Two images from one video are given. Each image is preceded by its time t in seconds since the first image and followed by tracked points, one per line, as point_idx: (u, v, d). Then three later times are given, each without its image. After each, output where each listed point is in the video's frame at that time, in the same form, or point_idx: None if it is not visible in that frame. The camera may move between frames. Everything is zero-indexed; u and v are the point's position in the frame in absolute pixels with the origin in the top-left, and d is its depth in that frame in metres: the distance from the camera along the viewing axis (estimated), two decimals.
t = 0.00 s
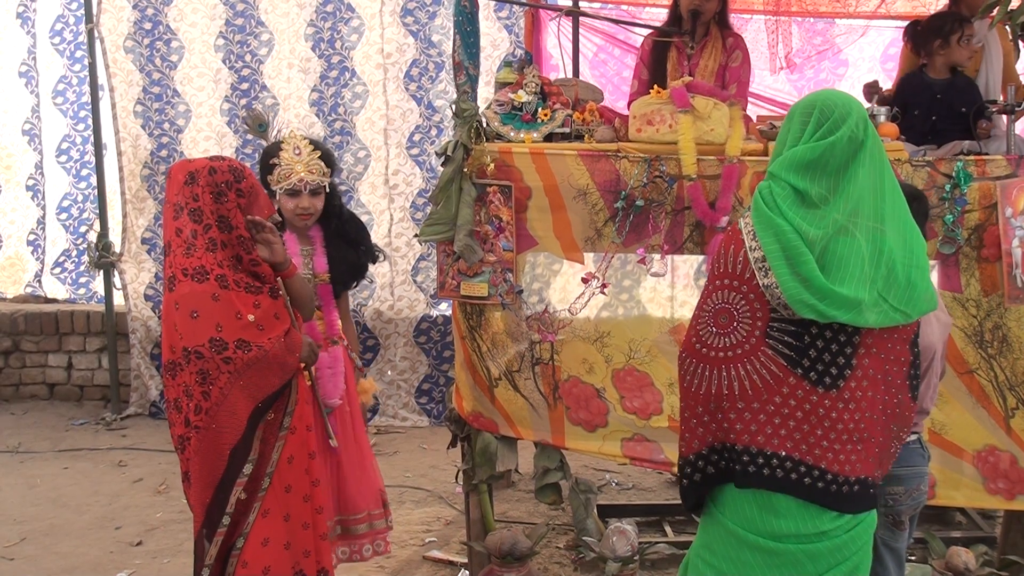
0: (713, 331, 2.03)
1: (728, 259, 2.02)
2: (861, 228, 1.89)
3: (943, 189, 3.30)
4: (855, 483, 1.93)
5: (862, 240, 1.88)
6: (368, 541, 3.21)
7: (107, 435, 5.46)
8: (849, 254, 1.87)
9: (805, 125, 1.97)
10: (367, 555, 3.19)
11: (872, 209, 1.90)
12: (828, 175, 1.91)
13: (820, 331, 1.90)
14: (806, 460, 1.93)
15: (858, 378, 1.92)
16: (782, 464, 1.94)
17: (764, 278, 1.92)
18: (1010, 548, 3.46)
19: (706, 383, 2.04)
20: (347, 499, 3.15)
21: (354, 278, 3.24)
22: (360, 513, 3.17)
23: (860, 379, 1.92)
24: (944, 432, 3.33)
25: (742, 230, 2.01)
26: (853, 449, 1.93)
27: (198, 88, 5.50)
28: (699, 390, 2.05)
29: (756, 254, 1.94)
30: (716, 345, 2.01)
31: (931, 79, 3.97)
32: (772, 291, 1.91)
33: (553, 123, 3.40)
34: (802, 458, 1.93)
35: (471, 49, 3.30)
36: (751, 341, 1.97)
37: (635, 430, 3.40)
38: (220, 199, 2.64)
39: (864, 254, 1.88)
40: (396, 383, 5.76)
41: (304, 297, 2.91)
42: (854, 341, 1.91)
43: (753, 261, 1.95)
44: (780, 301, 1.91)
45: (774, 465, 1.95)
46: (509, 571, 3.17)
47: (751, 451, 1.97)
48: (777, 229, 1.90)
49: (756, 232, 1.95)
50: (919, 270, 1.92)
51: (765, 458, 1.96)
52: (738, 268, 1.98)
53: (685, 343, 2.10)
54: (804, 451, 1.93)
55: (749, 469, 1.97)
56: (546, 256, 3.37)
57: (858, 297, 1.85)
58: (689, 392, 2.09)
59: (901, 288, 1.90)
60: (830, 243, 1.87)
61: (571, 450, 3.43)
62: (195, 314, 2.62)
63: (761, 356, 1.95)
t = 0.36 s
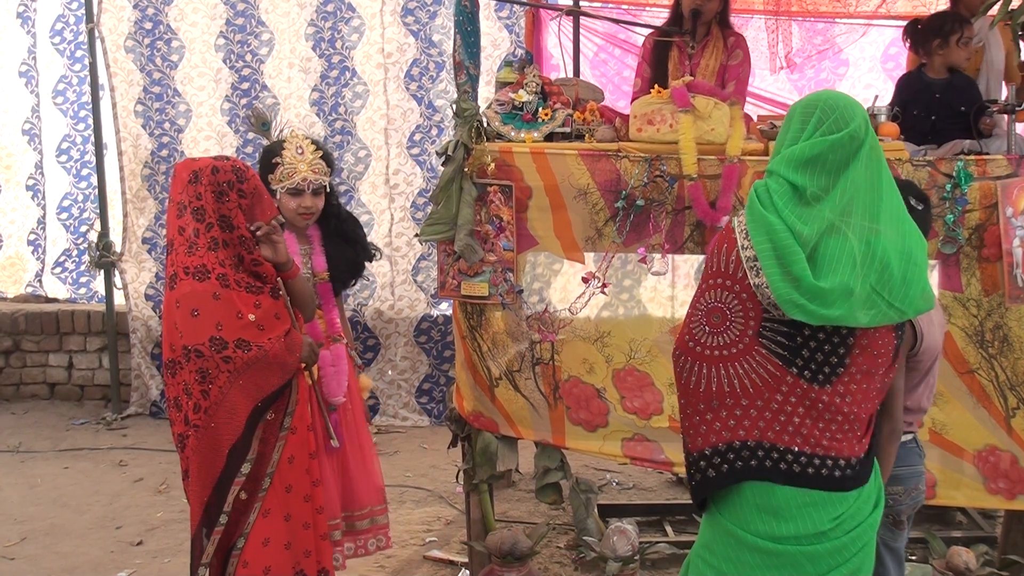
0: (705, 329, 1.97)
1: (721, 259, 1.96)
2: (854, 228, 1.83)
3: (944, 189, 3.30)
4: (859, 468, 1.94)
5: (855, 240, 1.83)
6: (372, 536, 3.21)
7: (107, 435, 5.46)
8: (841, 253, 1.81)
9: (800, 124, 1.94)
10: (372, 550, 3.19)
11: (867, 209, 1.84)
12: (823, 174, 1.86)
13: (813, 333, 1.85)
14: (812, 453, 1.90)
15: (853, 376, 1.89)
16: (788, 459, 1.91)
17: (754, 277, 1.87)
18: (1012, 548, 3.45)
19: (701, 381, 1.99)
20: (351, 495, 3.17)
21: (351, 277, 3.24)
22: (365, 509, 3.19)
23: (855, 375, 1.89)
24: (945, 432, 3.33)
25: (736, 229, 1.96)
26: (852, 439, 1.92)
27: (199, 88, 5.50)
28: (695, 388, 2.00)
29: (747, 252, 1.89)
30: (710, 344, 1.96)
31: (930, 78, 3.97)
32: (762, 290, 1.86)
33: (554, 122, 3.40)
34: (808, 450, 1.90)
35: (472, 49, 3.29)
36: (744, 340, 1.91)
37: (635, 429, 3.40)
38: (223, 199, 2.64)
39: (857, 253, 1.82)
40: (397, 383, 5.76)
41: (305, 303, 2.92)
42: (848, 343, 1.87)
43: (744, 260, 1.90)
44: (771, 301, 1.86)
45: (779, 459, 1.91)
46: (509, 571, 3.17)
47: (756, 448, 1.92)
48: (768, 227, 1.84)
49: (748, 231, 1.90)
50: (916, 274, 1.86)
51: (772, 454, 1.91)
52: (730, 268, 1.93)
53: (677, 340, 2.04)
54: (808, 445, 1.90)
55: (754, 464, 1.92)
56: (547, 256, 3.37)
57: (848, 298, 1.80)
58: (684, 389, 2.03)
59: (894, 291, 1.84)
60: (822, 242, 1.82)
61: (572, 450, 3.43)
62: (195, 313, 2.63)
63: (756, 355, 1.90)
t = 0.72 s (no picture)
0: (710, 329, 1.97)
1: (716, 261, 1.95)
2: (845, 226, 1.83)
3: (945, 189, 3.30)
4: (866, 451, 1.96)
5: (847, 239, 1.82)
6: (362, 540, 3.17)
7: (108, 435, 5.46)
8: (835, 250, 1.81)
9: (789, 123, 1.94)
10: (360, 554, 3.16)
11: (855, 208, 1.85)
12: (814, 171, 1.86)
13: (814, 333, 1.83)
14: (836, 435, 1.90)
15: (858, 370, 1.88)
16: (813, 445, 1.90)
17: (745, 277, 1.87)
18: (1013, 548, 3.45)
19: (715, 376, 1.98)
20: (340, 498, 3.14)
21: (347, 275, 3.25)
22: (353, 512, 3.15)
23: (859, 367, 1.89)
24: (945, 432, 3.33)
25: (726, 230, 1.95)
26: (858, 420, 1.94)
27: (199, 88, 5.50)
28: (710, 381, 2.00)
29: (738, 254, 1.88)
30: (717, 343, 1.95)
31: (929, 78, 3.98)
32: (754, 289, 1.85)
33: (555, 122, 3.40)
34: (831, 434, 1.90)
35: (472, 49, 3.28)
36: (748, 341, 1.90)
37: (636, 429, 3.41)
38: (226, 198, 2.64)
39: (850, 251, 1.81)
40: (397, 382, 5.76)
41: (308, 300, 2.89)
42: (851, 339, 1.85)
43: (735, 260, 1.89)
44: (763, 302, 1.85)
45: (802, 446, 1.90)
46: (510, 571, 3.17)
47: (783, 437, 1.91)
48: (761, 226, 1.83)
49: (739, 231, 1.89)
50: (909, 273, 1.85)
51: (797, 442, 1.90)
52: (724, 269, 1.92)
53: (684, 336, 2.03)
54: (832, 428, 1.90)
55: (783, 455, 1.91)
56: (548, 256, 3.37)
57: (842, 296, 1.79)
58: (699, 382, 2.03)
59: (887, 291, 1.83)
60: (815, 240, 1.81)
61: (572, 450, 3.43)
62: (197, 312, 2.63)
63: (761, 356, 1.89)
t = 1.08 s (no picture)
0: (702, 340, 1.99)
1: (708, 271, 1.97)
2: (833, 228, 1.83)
3: (946, 189, 3.30)
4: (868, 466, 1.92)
5: (835, 246, 1.82)
6: (369, 536, 3.19)
7: (109, 435, 5.46)
8: (822, 259, 1.81)
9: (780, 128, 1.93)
10: (367, 550, 3.18)
11: (843, 207, 1.84)
12: (799, 174, 1.85)
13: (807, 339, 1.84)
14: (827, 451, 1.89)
15: (855, 381, 1.87)
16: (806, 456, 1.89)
17: (735, 287, 1.90)
18: (1013, 548, 3.44)
19: (707, 387, 1.99)
20: (344, 494, 3.14)
21: (342, 277, 3.24)
22: (358, 508, 3.16)
23: (856, 382, 1.88)
24: (946, 432, 3.33)
25: (715, 241, 1.97)
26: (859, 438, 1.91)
27: (200, 88, 5.50)
28: (701, 392, 2.01)
29: (727, 264, 1.91)
30: (709, 354, 1.97)
31: (929, 78, 3.98)
32: (742, 300, 1.88)
33: (555, 123, 3.40)
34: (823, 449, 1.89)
35: (473, 49, 3.27)
36: (741, 350, 1.92)
37: (637, 430, 3.41)
38: (228, 198, 2.64)
39: (838, 259, 1.81)
40: (398, 383, 5.76)
41: (309, 300, 2.89)
42: (845, 347, 1.86)
43: (723, 271, 1.92)
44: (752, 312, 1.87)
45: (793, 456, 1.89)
46: (511, 571, 3.17)
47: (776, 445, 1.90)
48: (746, 235, 1.85)
49: (726, 242, 1.91)
50: (902, 278, 1.83)
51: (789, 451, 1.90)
52: (716, 280, 1.95)
53: (676, 346, 2.05)
54: (829, 440, 1.88)
55: (777, 464, 1.90)
56: (548, 256, 3.37)
57: (828, 305, 1.80)
58: (688, 393, 2.04)
59: (878, 297, 1.82)
60: (802, 246, 1.82)
61: (573, 450, 3.43)
62: (198, 312, 2.63)
63: (754, 365, 1.90)
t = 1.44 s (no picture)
0: (716, 344, 2.00)
1: (716, 277, 1.99)
2: (838, 228, 1.83)
3: (946, 189, 3.29)
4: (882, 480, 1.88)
5: (843, 246, 1.82)
6: (357, 533, 3.20)
7: (109, 435, 5.46)
8: (831, 259, 1.81)
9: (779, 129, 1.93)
10: (357, 546, 3.19)
11: (846, 207, 1.84)
12: (800, 176, 1.85)
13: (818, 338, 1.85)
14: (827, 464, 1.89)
15: (865, 377, 1.86)
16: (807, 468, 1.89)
17: (743, 291, 1.91)
18: (1014, 548, 3.44)
19: (718, 394, 2.00)
20: (337, 493, 3.13)
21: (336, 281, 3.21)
22: (349, 506, 3.16)
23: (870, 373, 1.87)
24: (946, 432, 3.33)
25: (723, 246, 1.99)
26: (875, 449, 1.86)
27: (200, 88, 5.50)
28: (713, 400, 2.02)
29: (734, 269, 1.93)
30: (722, 359, 1.98)
31: (930, 79, 3.99)
32: (754, 304, 1.89)
33: (556, 123, 3.40)
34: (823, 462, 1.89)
35: (473, 49, 3.26)
36: (753, 354, 1.93)
37: (637, 430, 3.41)
38: (228, 197, 2.64)
39: (846, 259, 1.81)
40: (398, 383, 5.77)
41: (309, 301, 2.90)
42: (858, 343, 1.86)
43: (732, 276, 1.94)
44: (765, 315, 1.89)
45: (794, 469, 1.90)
46: (511, 572, 3.17)
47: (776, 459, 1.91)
48: (751, 239, 1.86)
49: (731, 248, 1.92)
50: (909, 276, 1.83)
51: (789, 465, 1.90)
52: (724, 287, 1.97)
53: (689, 347, 2.07)
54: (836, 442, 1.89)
55: (778, 475, 1.91)
56: (549, 256, 3.37)
57: (838, 304, 1.80)
58: (698, 396, 2.07)
59: (888, 295, 1.81)
60: (808, 248, 1.82)
61: (574, 450, 3.42)
62: (201, 311, 2.63)
63: (763, 370, 1.91)
